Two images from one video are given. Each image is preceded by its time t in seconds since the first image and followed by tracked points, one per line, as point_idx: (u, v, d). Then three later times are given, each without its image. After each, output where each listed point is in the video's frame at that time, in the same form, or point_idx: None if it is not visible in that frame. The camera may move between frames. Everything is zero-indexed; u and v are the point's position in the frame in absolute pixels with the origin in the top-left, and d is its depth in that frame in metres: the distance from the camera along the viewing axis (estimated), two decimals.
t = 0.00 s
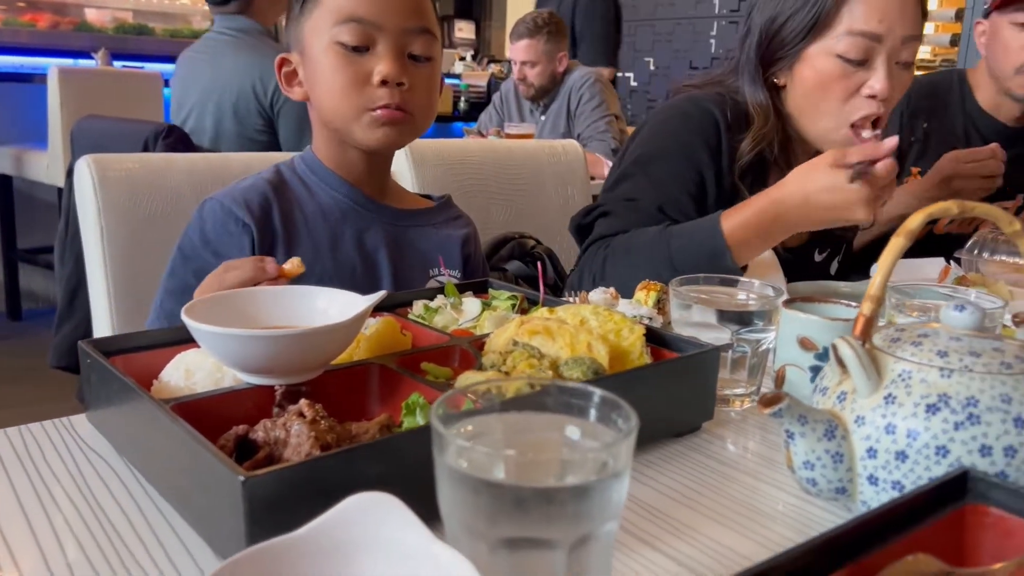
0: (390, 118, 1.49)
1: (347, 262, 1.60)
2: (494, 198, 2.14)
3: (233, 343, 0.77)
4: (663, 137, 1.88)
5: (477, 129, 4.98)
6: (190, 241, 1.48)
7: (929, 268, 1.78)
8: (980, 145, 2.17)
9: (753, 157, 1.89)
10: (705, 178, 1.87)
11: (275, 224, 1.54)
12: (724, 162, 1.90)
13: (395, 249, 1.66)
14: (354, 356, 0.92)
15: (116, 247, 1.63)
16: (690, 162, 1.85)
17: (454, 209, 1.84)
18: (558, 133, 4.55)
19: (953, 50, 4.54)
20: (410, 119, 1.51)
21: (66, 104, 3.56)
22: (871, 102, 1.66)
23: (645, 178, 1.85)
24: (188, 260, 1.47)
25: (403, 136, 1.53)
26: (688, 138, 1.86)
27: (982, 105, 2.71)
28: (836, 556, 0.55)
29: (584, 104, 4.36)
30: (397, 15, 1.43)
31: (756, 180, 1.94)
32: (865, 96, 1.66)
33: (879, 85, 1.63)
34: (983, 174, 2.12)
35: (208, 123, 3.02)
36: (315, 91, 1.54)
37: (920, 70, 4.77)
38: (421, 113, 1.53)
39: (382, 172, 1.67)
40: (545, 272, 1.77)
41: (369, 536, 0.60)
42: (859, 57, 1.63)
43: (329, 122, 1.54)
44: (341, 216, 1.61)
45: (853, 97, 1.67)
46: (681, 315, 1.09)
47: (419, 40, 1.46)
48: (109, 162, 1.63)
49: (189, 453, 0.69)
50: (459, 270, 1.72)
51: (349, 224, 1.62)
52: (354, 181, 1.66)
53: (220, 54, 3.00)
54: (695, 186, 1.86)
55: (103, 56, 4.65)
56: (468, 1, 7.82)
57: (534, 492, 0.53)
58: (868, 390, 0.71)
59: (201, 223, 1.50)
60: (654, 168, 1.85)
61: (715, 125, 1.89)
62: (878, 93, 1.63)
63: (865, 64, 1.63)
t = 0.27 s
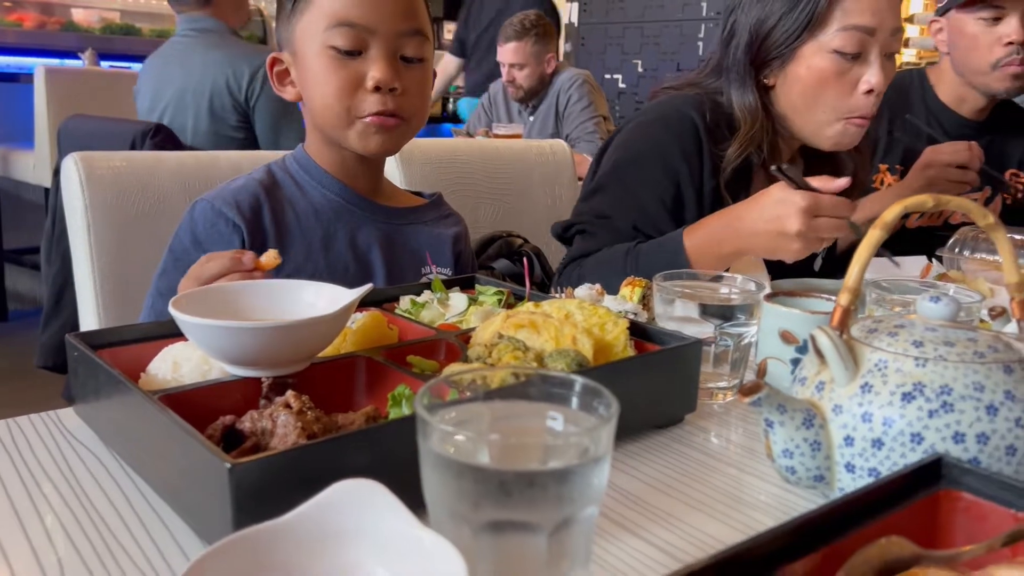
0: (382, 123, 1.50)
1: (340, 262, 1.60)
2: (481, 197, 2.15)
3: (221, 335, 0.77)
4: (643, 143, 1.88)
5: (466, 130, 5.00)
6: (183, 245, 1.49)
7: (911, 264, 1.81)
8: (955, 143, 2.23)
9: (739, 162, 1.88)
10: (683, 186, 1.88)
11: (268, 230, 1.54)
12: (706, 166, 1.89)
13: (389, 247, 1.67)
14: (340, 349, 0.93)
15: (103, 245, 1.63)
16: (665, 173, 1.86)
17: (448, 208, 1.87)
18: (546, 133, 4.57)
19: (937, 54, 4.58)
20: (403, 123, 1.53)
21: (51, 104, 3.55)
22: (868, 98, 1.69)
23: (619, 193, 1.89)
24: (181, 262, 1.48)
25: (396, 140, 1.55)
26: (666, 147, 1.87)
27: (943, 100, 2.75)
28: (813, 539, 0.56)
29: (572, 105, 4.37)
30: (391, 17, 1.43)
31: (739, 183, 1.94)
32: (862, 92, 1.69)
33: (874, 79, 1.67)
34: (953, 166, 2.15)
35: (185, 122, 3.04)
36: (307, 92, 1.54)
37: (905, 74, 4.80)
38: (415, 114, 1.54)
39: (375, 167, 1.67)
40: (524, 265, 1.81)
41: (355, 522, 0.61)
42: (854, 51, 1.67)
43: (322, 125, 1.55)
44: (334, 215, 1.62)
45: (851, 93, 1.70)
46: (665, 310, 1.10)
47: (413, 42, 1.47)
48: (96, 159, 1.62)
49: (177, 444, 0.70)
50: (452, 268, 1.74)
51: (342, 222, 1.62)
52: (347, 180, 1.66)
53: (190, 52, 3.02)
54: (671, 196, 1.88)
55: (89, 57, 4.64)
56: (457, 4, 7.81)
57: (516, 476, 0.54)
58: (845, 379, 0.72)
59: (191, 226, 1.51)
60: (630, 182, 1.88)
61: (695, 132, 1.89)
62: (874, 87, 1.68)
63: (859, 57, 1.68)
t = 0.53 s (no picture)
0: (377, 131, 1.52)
1: (336, 261, 1.61)
2: (469, 197, 2.16)
3: (210, 329, 0.78)
4: (621, 153, 1.90)
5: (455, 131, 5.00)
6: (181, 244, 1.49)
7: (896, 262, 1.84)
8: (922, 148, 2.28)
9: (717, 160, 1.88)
10: (664, 196, 1.88)
11: (267, 232, 1.55)
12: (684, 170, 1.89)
13: (384, 247, 1.68)
14: (329, 345, 0.94)
15: (90, 244, 1.63)
16: (642, 182, 1.87)
17: (440, 204, 1.87)
18: (535, 134, 4.59)
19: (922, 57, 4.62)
20: (395, 129, 1.54)
21: (38, 104, 3.53)
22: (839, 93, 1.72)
23: (602, 213, 1.89)
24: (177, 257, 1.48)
25: (389, 146, 1.56)
26: (641, 155, 1.88)
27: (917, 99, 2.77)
28: (795, 526, 0.58)
29: (561, 107, 4.39)
30: (381, 24, 1.42)
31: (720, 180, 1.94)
32: (832, 87, 1.72)
33: (843, 75, 1.70)
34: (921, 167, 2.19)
35: (161, 125, 3.03)
36: (301, 96, 1.55)
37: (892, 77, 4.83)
38: (409, 117, 1.55)
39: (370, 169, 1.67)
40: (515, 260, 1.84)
41: (345, 512, 0.61)
42: (821, 50, 1.69)
43: (316, 130, 1.56)
44: (329, 215, 1.62)
45: (822, 88, 1.73)
46: (650, 307, 1.11)
47: (405, 47, 1.46)
48: (84, 158, 1.63)
49: (168, 438, 0.70)
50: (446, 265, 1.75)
51: (337, 222, 1.63)
52: (344, 179, 1.67)
53: (169, 56, 3.02)
54: (655, 206, 1.87)
55: (76, 57, 4.62)
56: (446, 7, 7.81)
57: (503, 464, 0.55)
58: (826, 372, 0.73)
59: (193, 227, 1.52)
60: (609, 194, 1.90)
61: (669, 136, 1.89)
62: (843, 82, 1.71)
63: (826, 56, 1.70)
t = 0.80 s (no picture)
0: (370, 117, 1.52)
1: (332, 257, 1.61)
2: (458, 197, 2.17)
3: (199, 322, 0.78)
4: (590, 146, 1.93)
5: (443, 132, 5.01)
6: (182, 241, 1.50)
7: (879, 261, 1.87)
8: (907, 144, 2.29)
9: (669, 136, 1.90)
10: (633, 185, 1.90)
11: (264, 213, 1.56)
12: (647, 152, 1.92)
13: (379, 246, 1.68)
14: (318, 340, 0.94)
15: (78, 242, 1.63)
16: (603, 164, 1.90)
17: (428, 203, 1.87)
18: (524, 135, 4.60)
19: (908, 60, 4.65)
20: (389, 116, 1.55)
21: (24, 103, 3.52)
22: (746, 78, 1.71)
23: (580, 212, 1.91)
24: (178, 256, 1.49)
25: (383, 133, 1.56)
26: (600, 141, 1.92)
27: (909, 101, 2.79)
28: (774, 512, 0.59)
29: (549, 108, 4.40)
30: (366, 12, 1.44)
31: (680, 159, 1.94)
32: (739, 73, 1.71)
33: (747, 60, 1.68)
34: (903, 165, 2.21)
35: (148, 125, 3.04)
36: (291, 93, 1.55)
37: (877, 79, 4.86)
38: (401, 106, 1.56)
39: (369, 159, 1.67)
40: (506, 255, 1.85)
41: (334, 501, 0.62)
42: (727, 33, 1.69)
43: (310, 126, 1.56)
44: (324, 212, 1.63)
45: (730, 73, 1.72)
46: (636, 303, 1.12)
47: (389, 34, 1.48)
48: (72, 157, 1.62)
49: (158, 428, 0.71)
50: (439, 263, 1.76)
51: (332, 219, 1.64)
52: (340, 179, 1.67)
53: (158, 58, 3.02)
54: (621, 191, 1.89)
55: (63, 57, 4.60)
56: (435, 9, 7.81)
57: (489, 451, 0.57)
58: (807, 364, 0.75)
59: (189, 219, 1.52)
60: (581, 187, 1.92)
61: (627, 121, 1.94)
62: (749, 68, 1.69)
63: (734, 39, 1.69)
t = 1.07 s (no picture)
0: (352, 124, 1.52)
1: (315, 257, 1.62)
2: (446, 197, 2.18)
3: (189, 319, 0.79)
4: (555, 144, 1.93)
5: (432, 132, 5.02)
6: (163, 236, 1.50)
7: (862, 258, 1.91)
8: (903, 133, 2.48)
9: (629, 126, 1.91)
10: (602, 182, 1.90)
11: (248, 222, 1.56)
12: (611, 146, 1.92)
13: (364, 246, 1.69)
14: (306, 337, 0.95)
15: (66, 242, 1.63)
16: (568, 159, 1.90)
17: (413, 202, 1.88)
18: (512, 136, 4.61)
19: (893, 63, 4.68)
20: (371, 123, 1.55)
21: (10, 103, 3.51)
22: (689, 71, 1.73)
23: (554, 210, 1.88)
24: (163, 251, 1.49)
25: (365, 139, 1.57)
26: (563, 138, 1.92)
27: (906, 106, 2.83)
28: (754, 503, 0.60)
29: (538, 109, 4.42)
30: (351, 18, 1.44)
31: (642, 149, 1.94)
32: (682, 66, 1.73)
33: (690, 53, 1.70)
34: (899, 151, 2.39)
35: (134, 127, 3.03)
36: (277, 92, 1.56)
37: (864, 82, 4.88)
38: (384, 112, 1.56)
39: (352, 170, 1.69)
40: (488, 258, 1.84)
41: (323, 493, 0.63)
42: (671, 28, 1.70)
43: (295, 129, 1.58)
44: (310, 213, 1.64)
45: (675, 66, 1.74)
46: (621, 300, 1.13)
47: (375, 40, 1.47)
48: (60, 156, 1.62)
49: (147, 422, 0.72)
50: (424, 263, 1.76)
51: (319, 219, 1.65)
52: (324, 180, 1.68)
53: (156, 63, 3.01)
54: (590, 185, 1.88)
55: (50, 58, 4.58)
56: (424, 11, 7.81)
57: (477, 443, 0.58)
58: (788, 359, 0.76)
59: (172, 216, 1.53)
60: (550, 186, 1.90)
61: (588, 116, 1.94)
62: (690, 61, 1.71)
63: (680, 33, 1.70)
